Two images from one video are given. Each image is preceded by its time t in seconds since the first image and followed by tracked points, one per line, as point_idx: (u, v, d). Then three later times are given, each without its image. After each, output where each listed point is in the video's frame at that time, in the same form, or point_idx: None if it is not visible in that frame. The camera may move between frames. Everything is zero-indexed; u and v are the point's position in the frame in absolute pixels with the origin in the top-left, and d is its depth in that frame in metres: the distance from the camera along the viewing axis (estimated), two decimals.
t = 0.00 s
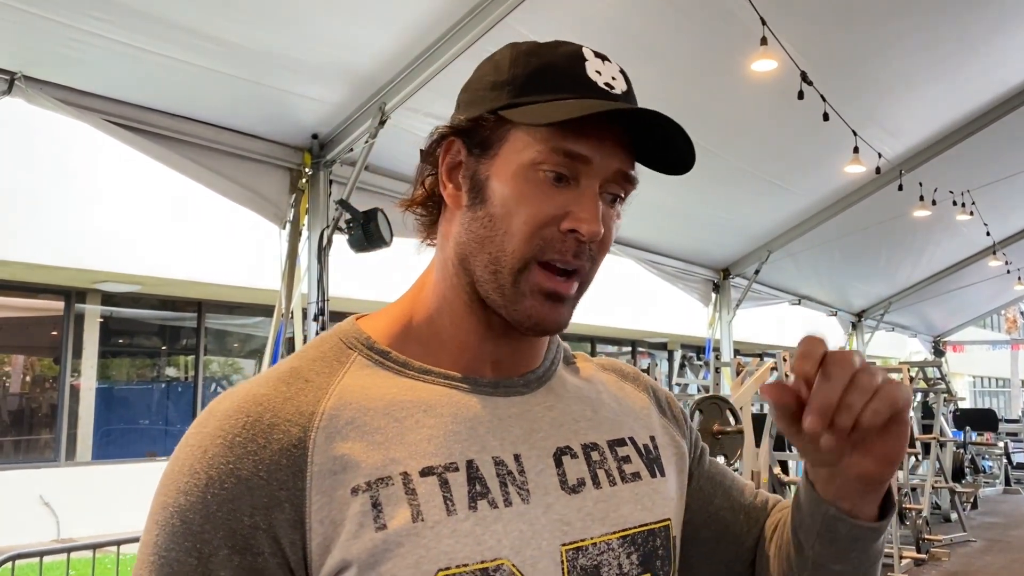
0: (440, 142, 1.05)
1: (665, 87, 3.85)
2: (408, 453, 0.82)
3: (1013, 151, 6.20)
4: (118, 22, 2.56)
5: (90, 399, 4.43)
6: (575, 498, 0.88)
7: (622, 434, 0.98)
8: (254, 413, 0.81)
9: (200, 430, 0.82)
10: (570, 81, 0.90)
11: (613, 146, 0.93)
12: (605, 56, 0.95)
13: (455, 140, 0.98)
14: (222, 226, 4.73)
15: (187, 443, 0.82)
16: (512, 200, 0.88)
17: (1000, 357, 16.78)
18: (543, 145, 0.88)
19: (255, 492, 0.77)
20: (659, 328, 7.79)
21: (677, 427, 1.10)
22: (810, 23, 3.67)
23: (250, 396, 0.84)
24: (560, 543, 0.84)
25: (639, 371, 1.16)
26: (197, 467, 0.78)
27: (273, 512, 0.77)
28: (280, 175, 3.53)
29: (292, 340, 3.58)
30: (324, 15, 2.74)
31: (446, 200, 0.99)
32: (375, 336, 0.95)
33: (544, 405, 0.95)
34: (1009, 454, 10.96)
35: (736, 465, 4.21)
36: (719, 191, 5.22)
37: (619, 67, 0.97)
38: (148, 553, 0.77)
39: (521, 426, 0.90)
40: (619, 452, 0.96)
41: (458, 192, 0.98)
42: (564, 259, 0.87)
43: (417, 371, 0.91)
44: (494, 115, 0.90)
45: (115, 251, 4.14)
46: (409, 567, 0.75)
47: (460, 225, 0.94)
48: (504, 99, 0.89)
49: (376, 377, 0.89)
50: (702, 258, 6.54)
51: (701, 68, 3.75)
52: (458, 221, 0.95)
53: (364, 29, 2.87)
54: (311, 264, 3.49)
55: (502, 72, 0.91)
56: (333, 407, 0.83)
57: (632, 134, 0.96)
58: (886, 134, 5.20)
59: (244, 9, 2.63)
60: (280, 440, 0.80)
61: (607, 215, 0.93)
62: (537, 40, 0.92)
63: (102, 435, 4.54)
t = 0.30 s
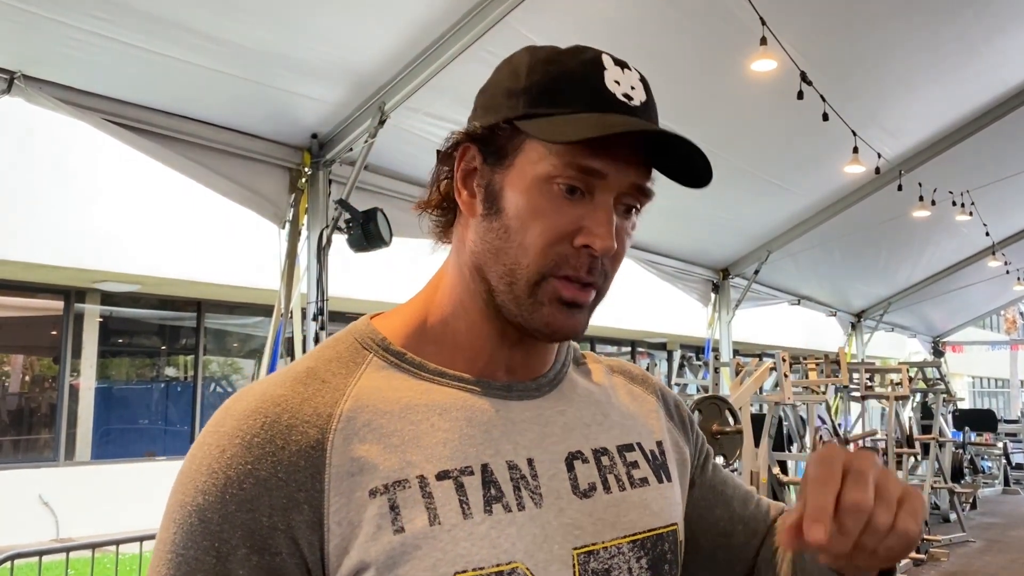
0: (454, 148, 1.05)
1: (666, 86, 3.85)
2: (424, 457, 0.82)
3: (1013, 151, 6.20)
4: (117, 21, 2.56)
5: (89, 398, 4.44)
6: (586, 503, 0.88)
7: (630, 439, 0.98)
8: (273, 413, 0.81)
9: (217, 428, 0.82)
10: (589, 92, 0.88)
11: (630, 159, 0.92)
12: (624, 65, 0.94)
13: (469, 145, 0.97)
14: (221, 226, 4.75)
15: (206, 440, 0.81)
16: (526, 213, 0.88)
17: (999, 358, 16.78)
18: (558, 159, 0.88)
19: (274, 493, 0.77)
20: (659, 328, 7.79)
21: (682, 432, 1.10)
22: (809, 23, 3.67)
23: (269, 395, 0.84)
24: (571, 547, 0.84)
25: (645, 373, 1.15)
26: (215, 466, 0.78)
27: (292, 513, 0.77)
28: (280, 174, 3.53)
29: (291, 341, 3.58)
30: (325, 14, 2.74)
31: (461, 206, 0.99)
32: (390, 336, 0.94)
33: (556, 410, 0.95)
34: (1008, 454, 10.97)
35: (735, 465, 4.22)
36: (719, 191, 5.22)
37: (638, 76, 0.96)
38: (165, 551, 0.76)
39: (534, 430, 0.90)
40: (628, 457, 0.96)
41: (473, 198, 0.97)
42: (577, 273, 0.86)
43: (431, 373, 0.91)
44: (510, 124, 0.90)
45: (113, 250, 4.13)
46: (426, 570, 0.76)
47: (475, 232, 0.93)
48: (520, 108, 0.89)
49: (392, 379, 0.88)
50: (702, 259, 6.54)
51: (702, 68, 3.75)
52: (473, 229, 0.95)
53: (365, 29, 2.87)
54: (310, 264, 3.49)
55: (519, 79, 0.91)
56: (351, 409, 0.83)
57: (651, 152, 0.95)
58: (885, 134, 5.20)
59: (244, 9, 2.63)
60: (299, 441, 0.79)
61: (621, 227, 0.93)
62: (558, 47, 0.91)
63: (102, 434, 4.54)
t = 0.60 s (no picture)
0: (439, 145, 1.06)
1: (664, 86, 3.86)
2: (424, 448, 0.82)
3: (1009, 152, 6.21)
4: (116, 21, 2.57)
5: (88, 397, 4.48)
6: (584, 493, 0.88)
7: (629, 430, 0.98)
8: (276, 406, 0.82)
9: (223, 420, 0.83)
10: (557, 76, 0.90)
11: (603, 135, 0.93)
12: (592, 49, 0.95)
13: (454, 139, 0.99)
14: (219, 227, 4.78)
15: (210, 434, 0.83)
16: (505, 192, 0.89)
17: (997, 358, 16.82)
18: (531, 138, 0.90)
19: (276, 482, 0.78)
20: (657, 328, 7.81)
21: (682, 420, 1.10)
22: (806, 24, 3.68)
23: (273, 388, 0.85)
24: (568, 536, 0.84)
25: (646, 365, 1.16)
26: (219, 457, 0.79)
27: (294, 502, 0.78)
28: (277, 173, 3.53)
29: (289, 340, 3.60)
30: (323, 13, 2.75)
31: (450, 196, 1.00)
32: (389, 330, 0.95)
33: (555, 403, 0.95)
34: (1006, 454, 10.99)
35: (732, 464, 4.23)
36: (717, 190, 5.23)
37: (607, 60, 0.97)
38: (172, 540, 0.78)
39: (532, 423, 0.90)
40: (627, 448, 0.96)
41: (460, 188, 0.99)
42: (557, 246, 0.87)
43: (431, 367, 0.91)
44: (486, 113, 0.92)
45: (113, 250, 4.14)
46: (423, 559, 0.76)
47: (462, 220, 0.95)
48: (494, 97, 0.90)
49: (393, 372, 0.89)
50: (700, 258, 6.56)
51: (700, 68, 3.76)
52: (459, 217, 0.96)
53: (363, 28, 2.88)
54: (308, 263, 3.48)
55: (492, 73, 0.92)
56: (352, 401, 0.84)
57: (623, 122, 0.96)
58: (883, 135, 5.21)
59: (243, 8, 2.63)
60: (301, 433, 0.80)
61: (602, 203, 0.94)
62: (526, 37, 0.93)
63: (101, 433, 4.57)
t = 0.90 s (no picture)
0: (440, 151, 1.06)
1: (662, 87, 3.86)
2: (409, 459, 0.82)
3: (1007, 153, 6.23)
4: (114, 21, 2.56)
5: (85, 397, 4.50)
6: (577, 506, 0.88)
7: (632, 440, 0.98)
8: (265, 413, 0.83)
9: (217, 423, 0.86)
10: (558, 86, 0.90)
11: (604, 150, 0.92)
12: (597, 57, 0.95)
13: (455, 147, 0.99)
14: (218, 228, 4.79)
15: (205, 440, 0.85)
16: (504, 208, 0.89)
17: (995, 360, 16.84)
18: (531, 153, 0.89)
19: (262, 490, 0.79)
20: (655, 329, 7.81)
21: (695, 429, 1.08)
22: (805, 26, 3.68)
23: (265, 395, 0.86)
24: (558, 551, 0.84)
25: (661, 373, 1.15)
26: (210, 463, 0.81)
27: (278, 511, 0.79)
28: (276, 175, 3.53)
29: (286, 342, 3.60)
30: (322, 14, 2.74)
31: (449, 206, 1.00)
32: (387, 338, 0.95)
33: (551, 411, 0.94)
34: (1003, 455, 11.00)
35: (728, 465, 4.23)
36: (715, 192, 5.23)
37: (613, 67, 0.97)
38: (168, 543, 0.81)
39: (525, 433, 0.90)
40: (627, 459, 0.95)
41: (460, 198, 0.98)
42: (558, 266, 0.87)
43: (424, 376, 0.91)
44: (487, 123, 0.91)
45: (110, 250, 4.14)
46: (402, 571, 0.77)
47: (461, 233, 0.95)
48: (496, 107, 0.90)
49: (388, 381, 0.89)
50: (698, 259, 6.56)
51: (698, 70, 3.76)
52: (459, 229, 0.96)
53: (362, 29, 2.88)
54: (307, 264, 3.48)
55: (494, 80, 0.92)
56: (340, 410, 0.84)
57: (627, 138, 0.95)
58: (881, 136, 5.22)
59: (241, 9, 2.63)
60: (288, 442, 0.81)
61: (601, 219, 0.93)
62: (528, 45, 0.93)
63: (99, 433, 4.58)
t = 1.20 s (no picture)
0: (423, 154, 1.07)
1: (661, 88, 3.85)
2: (392, 460, 0.82)
3: (1007, 154, 6.22)
4: (112, 19, 2.55)
5: (83, 395, 4.53)
6: (572, 513, 0.87)
7: (635, 450, 0.96)
8: (250, 414, 0.84)
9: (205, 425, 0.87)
10: (532, 76, 0.89)
11: (584, 135, 0.92)
12: (572, 44, 0.93)
13: (436, 147, 0.99)
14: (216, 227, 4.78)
15: (195, 440, 0.86)
16: (486, 204, 0.89)
17: (994, 361, 16.85)
18: (508, 146, 0.89)
19: (245, 490, 0.79)
20: (653, 329, 7.82)
21: (711, 455, 1.06)
22: (804, 26, 3.68)
23: (252, 396, 0.87)
24: (550, 558, 0.83)
25: (676, 388, 1.12)
26: (196, 465, 0.82)
27: (259, 511, 0.79)
28: (275, 174, 3.52)
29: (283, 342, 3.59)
30: (321, 14, 2.74)
31: (435, 207, 1.01)
32: (376, 337, 0.96)
33: (547, 415, 0.93)
34: (1001, 456, 11.01)
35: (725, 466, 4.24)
36: (713, 193, 5.23)
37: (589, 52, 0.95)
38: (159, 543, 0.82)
39: (518, 435, 0.89)
40: (628, 468, 0.94)
41: (444, 199, 0.99)
42: (541, 258, 0.87)
43: (416, 377, 0.90)
44: (463, 120, 0.91)
45: (109, 249, 4.13)
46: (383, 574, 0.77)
47: (447, 233, 0.95)
48: (470, 103, 0.90)
49: (375, 380, 0.90)
50: (696, 260, 6.56)
51: (697, 70, 3.75)
52: (445, 229, 0.96)
53: (361, 29, 2.87)
54: (306, 262, 3.47)
55: (468, 77, 0.92)
56: (323, 411, 0.84)
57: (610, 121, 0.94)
58: (880, 137, 5.22)
59: (239, 8, 2.62)
60: (270, 442, 0.81)
61: (587, 207, 0.92)
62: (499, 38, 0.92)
63: (96, 432, 4.60)
